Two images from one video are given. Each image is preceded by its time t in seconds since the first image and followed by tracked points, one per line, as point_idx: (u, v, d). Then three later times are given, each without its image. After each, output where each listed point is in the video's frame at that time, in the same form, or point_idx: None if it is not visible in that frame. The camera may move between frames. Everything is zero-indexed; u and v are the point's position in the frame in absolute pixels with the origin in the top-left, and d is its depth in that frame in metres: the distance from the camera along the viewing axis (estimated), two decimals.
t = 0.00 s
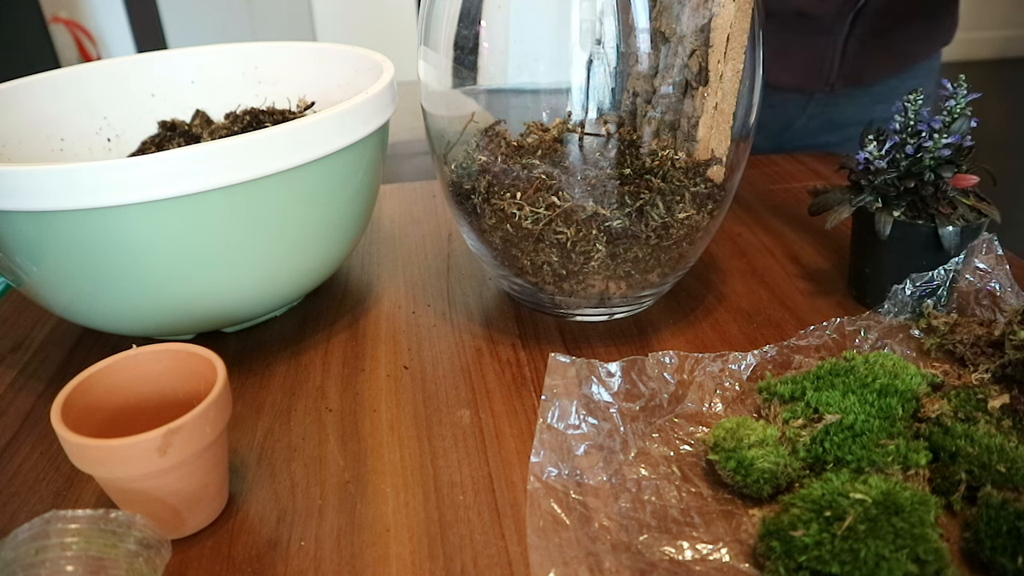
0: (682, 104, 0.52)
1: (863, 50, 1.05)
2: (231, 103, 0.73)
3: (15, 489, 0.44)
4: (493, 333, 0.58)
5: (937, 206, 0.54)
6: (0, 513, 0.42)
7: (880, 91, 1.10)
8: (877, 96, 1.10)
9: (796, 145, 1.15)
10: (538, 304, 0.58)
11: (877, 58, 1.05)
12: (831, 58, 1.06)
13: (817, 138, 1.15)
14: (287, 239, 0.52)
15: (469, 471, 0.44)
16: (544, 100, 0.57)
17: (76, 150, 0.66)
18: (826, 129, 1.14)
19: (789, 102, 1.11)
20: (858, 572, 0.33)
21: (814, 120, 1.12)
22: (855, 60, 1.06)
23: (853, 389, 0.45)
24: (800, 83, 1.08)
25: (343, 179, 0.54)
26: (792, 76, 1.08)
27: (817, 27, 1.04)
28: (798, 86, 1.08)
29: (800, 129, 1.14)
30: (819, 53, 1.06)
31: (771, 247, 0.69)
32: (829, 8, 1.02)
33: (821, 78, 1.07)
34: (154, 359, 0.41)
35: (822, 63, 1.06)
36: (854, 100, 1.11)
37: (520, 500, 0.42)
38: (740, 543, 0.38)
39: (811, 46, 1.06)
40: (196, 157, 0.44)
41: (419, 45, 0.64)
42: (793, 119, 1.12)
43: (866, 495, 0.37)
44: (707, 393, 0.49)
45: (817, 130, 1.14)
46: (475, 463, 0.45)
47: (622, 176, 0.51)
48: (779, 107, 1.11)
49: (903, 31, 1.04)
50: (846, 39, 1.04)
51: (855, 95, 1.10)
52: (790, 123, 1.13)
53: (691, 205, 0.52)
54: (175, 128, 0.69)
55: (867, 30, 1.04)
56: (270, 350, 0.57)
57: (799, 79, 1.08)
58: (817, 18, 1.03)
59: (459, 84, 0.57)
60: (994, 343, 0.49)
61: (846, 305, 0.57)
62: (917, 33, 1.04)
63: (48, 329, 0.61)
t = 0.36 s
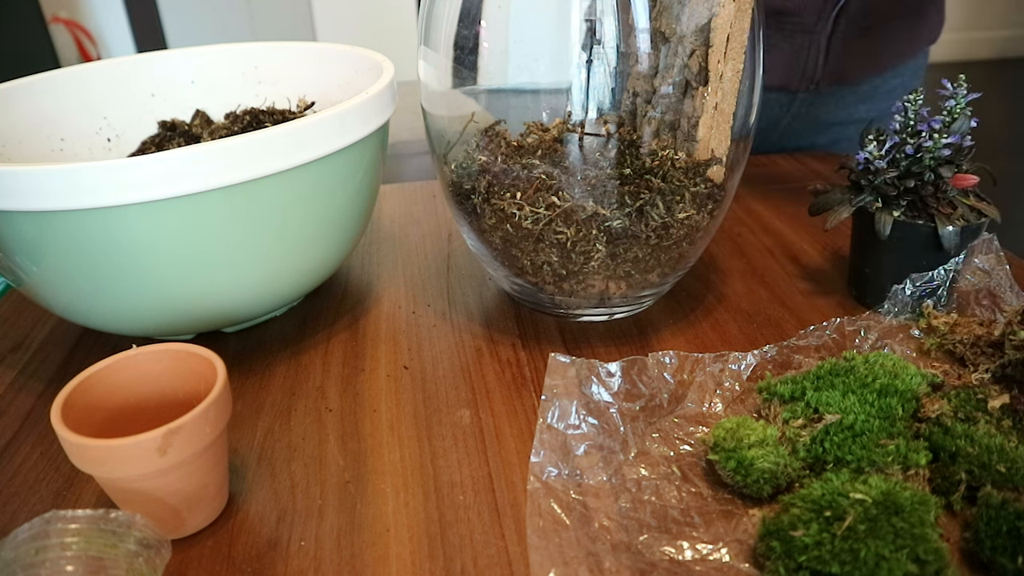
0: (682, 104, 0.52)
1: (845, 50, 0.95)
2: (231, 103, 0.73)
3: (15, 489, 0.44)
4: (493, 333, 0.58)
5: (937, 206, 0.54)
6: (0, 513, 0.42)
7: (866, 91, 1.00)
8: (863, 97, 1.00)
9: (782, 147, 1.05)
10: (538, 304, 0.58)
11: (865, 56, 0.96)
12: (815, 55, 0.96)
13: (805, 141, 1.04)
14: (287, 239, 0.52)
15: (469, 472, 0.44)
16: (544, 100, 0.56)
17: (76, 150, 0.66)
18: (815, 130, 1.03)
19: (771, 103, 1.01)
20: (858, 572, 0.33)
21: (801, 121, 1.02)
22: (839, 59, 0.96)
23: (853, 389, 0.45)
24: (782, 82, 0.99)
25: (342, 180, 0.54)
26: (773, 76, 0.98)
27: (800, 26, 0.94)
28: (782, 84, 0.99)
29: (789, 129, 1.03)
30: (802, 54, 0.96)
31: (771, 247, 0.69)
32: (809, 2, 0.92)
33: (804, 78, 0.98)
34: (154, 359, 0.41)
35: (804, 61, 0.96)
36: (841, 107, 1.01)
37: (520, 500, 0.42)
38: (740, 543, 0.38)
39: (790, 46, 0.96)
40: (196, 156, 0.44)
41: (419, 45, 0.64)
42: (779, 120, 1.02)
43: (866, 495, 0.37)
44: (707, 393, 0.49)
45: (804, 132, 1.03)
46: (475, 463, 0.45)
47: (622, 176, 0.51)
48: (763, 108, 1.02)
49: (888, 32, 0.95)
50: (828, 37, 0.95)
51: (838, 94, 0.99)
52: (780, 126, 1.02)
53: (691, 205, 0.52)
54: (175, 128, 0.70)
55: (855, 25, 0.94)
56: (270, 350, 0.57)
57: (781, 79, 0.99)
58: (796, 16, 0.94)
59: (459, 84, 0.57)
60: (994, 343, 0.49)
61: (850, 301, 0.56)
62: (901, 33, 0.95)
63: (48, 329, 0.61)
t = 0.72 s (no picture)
0: (682, 104, 0.52)
1: (844, 51, 0.95)
2: (231, 103, 0.73)
3: (15, 489, 0.44)
4: (493, 333, 0.58)
5: (937, 206, 0.55)
6: None
7: (865, 92, 1.00)
8: (863, 98, 1.01)
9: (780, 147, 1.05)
10: (538, 304, 0.58)
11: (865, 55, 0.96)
12: (815, 56, 0.95)
13: (803, 141, 1.05)
14: (287, 239, 0.52)
15: (469, 472, 0.44)
16: (544, 100, 0.57)
17: (76, 150, 0.66)
18: (812, 130, 1.03)
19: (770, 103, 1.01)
20: (858, 572, 0.33)
21: (797, 121, 1.02)
22: (838, 60, 0.95)
23: (853, 389, 0.45)
24: (782, 83, 0.97)
25: (342, 180, 0.53)
26: (773, 76, 0.97)
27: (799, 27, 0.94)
28: (781, 84, 0.98)
29: (787, 129, 1.03)
30: (801, 55, 0.95)
31: (771, 247, 0.69)
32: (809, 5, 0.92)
33: (803, 78, 0.96)
34: (155, 359, 0.41)
35: (805, 61, 0.95)
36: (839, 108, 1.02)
37: (520, 500, 0.42)
38: (740, 543, 0.38)
39: (789, 47, 0.95)
40: (196, 157, 0.44)
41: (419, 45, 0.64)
42: (778, 120, 1.02)
43: (866, 495, 0.37)
44: (707, 393, 0.49)
45: (802, 132, 1.04)
46: (475, 463, 0.45)
47: (622, 176, 0.51)
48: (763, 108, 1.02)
49: (887, 34, 0.95)
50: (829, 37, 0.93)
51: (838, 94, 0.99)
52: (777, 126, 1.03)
53: (691, 205, 0.52)
54: (175, 128, 0.70)
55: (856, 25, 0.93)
56: (270, 350, 0.57)
57: (780, 80, 0.98)
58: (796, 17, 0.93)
59: (459, 84, 0.57)
60: (994, 343, 0.49)
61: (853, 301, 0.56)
62: (901, 34, 0.96)
63: (48, 329, 0.61)
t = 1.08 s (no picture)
0: (682, 104, 0.52)
1: (842, 51, 1.00)
2: (231, 103, 0.73)
3: (15, 489, 0.44)
4: (493, 333, 0.58)
5: (937, 206, 0.55)
6: None
7: (868, 93, 1.02)
8: (864, 98, 1.02)
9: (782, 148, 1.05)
10: (538, 304, 0.58)
11: (866, 56, 1.00)
12: (814, 56, 1.01)
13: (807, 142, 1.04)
14: (287, 239, 0.52)
15: (469, 472, 0.44)
16: (544, 100, 0.57)
17: (76, 150, 0.66)
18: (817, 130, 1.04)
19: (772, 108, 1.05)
20: (858, 572, 0.33)
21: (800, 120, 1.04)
22: (837, 61, 1.01)
23: (853, 389, 0.45)
24: (780, 85, 1.03)
25: (342, 180, 0.53)
26: (772, 77, 1.03)
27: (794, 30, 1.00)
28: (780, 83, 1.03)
29: (788, 130, 1.05)
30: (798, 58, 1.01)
31: (771, 247, 0.69)
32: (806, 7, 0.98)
33: (802, 80, 1.02)
34: (154, 359, 0.41)
35: (803, 61, 1.01)
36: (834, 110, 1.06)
37: (520, 500, 0.42)
38: (740, 543, 0.38)
39: (786, 49, 1.01)
40: (196, 156, 0.44)
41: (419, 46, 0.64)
42: (779, 121, 1.04)
43: (866, 495, 0.37)
44: (707, 393, 0.49)
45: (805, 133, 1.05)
46: (475, 463, 0.45)
47: (622, 176, 0.51)
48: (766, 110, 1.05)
49: (888, 35, 0.98)
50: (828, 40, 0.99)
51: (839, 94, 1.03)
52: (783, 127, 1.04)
53: (691, 205, 0.52)
54: (175, 128, 0.70)
55: (853, 27, 0.98)
56: (270, 350, 0.57)
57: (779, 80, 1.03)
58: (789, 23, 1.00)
59: (459, 84, 0.57)
60: (994, 343, 0.49)
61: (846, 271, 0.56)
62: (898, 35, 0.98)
63: (48, 329, 0.61)
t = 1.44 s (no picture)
0: (682, 104, 0.52)
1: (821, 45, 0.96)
2: (232, 103, 0.73)
3: (15, 489, 0.44)
4: (493, 333, 0.58)
5: (937, 206, 0.55)
6: None
7: (851, 93, 0.98)
8: (847, 98, 0.98)
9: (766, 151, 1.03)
10: (538, 304, 0.58)
11: (840, 50, 0.96)
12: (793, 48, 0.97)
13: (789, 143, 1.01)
14: (287, 239, 0.52)
15: (469, 472, 0.44)
16: (544, 100, 0.57)
17: (76, 150, 0.66)
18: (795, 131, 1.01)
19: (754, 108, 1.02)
20: (858, 572, 0.33)
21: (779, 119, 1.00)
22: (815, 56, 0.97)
23: (853, 389, 0.45)
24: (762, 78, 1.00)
25: (342, 180, 0.53)
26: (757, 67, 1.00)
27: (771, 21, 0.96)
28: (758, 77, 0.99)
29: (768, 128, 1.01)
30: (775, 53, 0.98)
31: (771, 247, 0.69)
32: None
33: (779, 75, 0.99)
34: (155, 359, 0.41)
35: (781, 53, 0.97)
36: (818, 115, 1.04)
37: (520, 501, 0.42)
38: (740, 543, 0.38)
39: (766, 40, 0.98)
40: (196, 157, 0.44)
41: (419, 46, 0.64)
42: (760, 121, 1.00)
43: (866, 495, 0.37)
44: (706, 393, 0.49)
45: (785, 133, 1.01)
46: (475, 463, 0.45)
47: (622, 176, 0.51)
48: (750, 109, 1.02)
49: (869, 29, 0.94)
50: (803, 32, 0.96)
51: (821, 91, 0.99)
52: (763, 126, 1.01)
53: (691, 205, 0.52)
54: (175, 128, 0.70)
55: (831, 19, 0.94)
56: (270, 350, 0.57)
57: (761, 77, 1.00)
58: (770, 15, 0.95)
59: (459, 84, 0.57)
60: (994, 343, 0.49)
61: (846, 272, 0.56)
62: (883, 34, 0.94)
63: (49, 329, 0.61)
